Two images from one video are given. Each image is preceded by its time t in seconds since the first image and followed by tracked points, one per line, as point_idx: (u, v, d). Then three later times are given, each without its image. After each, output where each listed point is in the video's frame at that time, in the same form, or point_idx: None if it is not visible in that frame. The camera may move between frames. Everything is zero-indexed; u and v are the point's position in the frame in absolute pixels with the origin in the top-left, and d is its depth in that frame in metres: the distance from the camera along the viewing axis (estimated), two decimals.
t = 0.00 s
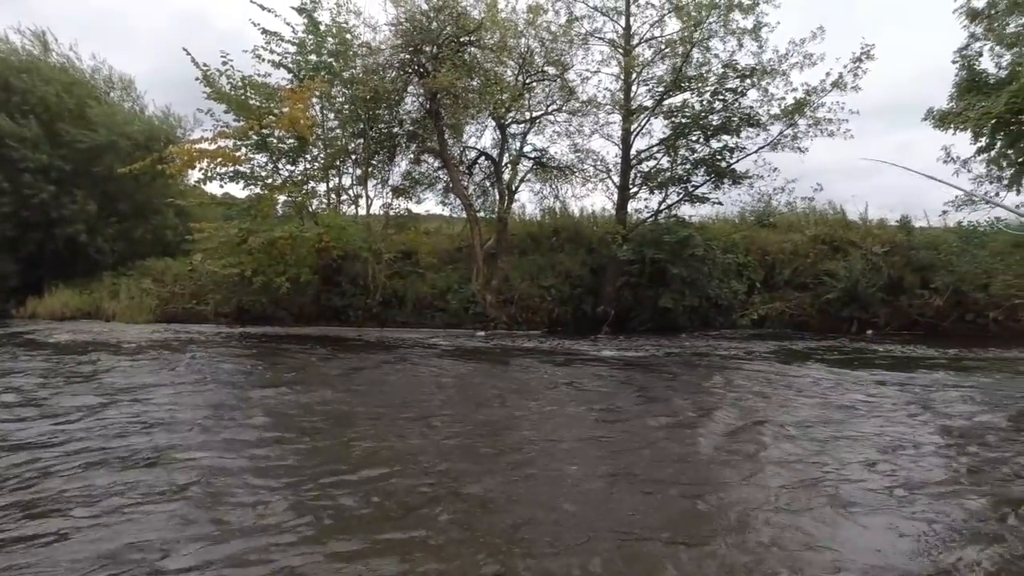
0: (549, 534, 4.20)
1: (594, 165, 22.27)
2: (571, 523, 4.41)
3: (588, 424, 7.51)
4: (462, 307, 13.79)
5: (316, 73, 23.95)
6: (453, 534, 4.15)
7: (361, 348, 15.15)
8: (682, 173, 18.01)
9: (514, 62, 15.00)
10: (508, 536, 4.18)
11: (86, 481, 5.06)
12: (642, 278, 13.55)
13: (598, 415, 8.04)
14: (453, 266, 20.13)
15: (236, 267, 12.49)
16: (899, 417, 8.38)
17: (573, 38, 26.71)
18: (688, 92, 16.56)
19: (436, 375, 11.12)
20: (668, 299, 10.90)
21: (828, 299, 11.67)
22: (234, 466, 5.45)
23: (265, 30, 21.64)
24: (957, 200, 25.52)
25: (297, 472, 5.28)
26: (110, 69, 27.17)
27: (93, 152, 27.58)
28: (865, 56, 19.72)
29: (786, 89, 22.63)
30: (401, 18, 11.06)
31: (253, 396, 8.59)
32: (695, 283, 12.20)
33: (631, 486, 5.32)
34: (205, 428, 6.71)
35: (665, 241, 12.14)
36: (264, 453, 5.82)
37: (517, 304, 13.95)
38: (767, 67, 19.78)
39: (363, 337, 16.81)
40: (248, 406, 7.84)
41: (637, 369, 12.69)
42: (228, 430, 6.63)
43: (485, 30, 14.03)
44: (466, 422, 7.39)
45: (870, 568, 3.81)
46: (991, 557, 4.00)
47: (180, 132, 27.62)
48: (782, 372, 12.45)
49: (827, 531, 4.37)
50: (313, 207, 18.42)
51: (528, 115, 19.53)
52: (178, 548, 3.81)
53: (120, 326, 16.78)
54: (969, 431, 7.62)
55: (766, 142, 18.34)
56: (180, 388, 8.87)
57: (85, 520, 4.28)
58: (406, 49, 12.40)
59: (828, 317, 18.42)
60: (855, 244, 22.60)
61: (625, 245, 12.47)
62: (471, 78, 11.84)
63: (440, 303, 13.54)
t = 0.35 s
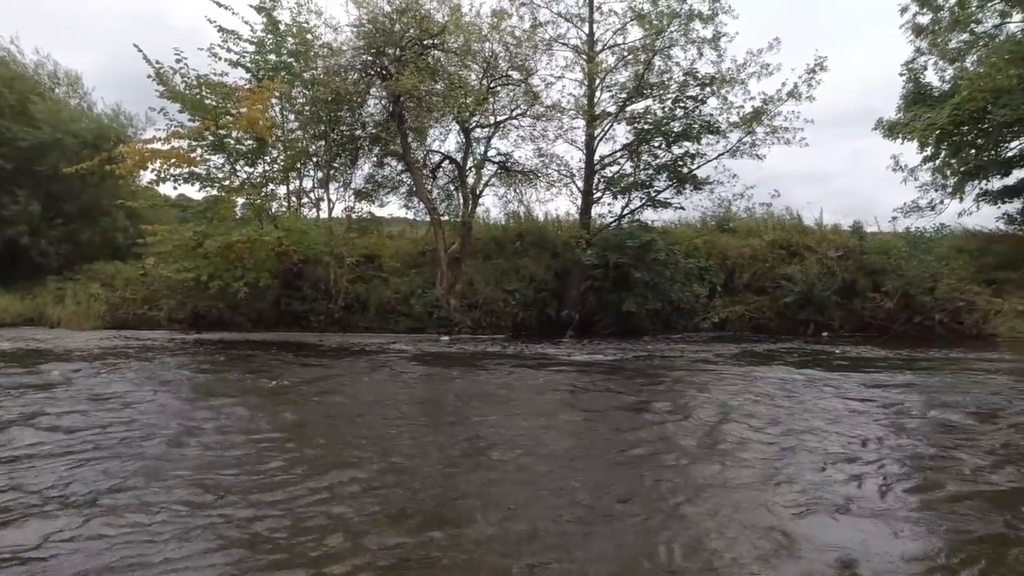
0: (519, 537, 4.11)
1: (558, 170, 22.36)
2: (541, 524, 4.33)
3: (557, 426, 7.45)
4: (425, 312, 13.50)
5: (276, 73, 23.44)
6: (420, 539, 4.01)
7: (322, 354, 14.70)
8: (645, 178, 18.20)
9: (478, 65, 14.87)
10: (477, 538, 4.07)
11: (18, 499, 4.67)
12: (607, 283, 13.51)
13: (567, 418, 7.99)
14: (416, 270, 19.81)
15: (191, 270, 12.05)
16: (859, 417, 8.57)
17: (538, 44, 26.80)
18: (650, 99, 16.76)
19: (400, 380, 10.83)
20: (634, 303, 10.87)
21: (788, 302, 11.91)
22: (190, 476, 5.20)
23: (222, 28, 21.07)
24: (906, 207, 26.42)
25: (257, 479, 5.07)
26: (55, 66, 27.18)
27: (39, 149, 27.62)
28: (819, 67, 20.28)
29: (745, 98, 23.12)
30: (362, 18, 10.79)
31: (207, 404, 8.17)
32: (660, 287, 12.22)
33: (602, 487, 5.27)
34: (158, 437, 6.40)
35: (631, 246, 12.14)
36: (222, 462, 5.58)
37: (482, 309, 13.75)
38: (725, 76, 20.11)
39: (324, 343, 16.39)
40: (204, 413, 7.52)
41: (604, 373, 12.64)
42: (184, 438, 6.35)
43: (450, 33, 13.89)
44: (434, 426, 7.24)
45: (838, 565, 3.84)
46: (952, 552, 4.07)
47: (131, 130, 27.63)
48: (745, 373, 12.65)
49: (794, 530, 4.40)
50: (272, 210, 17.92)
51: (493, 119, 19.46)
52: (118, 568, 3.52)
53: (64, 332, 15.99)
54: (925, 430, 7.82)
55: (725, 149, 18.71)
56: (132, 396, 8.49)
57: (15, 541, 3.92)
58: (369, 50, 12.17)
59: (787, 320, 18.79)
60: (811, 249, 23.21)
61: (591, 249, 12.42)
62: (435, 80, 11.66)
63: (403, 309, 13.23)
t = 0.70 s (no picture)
0: (513, 546, 4.05)
1: (535, 173, 22.39)
2: (535, 530, 4.28)
3: (543, 429, 7.40)
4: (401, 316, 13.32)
5: (248, 74, 23.08)
6: (413, 551, 3.93)
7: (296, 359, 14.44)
8: (621, 182, 18.29)
9: (455, 68, 14.66)
10: (470, 549, 4.00)
11: None
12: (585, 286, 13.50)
13: (551, 421, 7.95)
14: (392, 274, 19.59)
15: (161, 273, 11.74)
16: (837, 417, 8.70)
17: (515, 48, 26.80)
18: (625, 103, 16.74)
19: (377, 384, 10.68)
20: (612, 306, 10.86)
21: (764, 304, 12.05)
22: (174, 489, 5.06)
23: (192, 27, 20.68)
24: (875, 211, 26.90)
25: (243, 489, 4.93)
26: (16, 63, 27.15)
27: None
28: (790, 73, 20.52)
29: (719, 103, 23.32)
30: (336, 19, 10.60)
31: (179, 411, 7.96)
32: (637, 290, 12.25)
33: (587, 490, 5.26)
34: (134, 448, 6.23)
35: (608, 249, 12.14)
36: (205, 474, 5.43)
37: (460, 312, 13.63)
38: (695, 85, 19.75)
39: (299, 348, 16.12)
40: (183, 421, 7.34)
41: (583, 376, 12.64)
42: (163, 449, 6.19)
43: (426, 35, 13.76)
44: (419, 430, 7.14)
45: (831, 568, 3.85)
46: (940, 553, 4.12)
47: (95, 129, 27.65)
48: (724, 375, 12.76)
49: (785, 531, 4.43)
50: (244, 212, 17.59)
51: (469, 122, 19.39)
52: None
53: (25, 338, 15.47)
54: (901, 429, 7.97)
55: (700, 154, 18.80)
56: (107, 403, 8.26)
57: None
58: (344, 51, 12.00)
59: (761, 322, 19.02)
60: (783, 252, 23.59)
61: (569, 252, 12.40)
62: (411, 82, 11.53)
63: (379, 312, 13.04)
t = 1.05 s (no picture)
0: (500, 549, 4.00)
1: (519, 175, 22.37)
2: (522, 533, 4.24)
3: (529, 432, 7.38)
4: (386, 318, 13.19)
5: (230, 74, 22.79)
6: (399, 555, 3.87)
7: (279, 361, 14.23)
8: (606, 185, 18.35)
9: (442, 70, 14.50)
10: (457, 552, 3.94)
11: None
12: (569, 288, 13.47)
13: (538, 423, 7.91)
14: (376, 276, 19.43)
15: (142, 274, 11.53)
16: (820, 418, 8.75)
17: (501, 51, 26.81)
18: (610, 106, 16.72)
19: (363, 386, 10.57)
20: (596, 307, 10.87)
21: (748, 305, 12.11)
22: (159, 489, 4.97)
23: (173, 25, 20.40)
24: (856, 213, 27.09)
25: (231, 493, 4.88)
26: None
27: None
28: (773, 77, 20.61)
29: (704, 107, 23.42)
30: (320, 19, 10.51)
31: (161, 413, 7.81)
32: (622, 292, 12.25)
33: (576, 490, 5.24)
34: (115, 450, 6.10)
35: (593, 251, 12.15)
36: (187, 476, 5.32)
37: (444, 314, 13.51)
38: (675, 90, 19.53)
39: (281, 350, 15.92)
40: (165, 424, 7.20)
41: (569, 378, 12.61)
42: (145, 452, 6.07)
43: (411, 36, 13.68)
44: (405, 432, 7.06)
45: (816, 562, 3.89)
46: (926, 551, 4.13)
47: (73, 128, 27.40)
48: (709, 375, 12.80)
49: (772, 529, 4.43)
50: (226, 212, 17.34)
51: (454, 124, 19.35)
52: None
53: None
54: (885, 429, 8.02)
55: (684, 156, 18.81)
56: (86, 405, 8.09)
57: None
58: (328, 52, 11.89)
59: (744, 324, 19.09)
60: (766, 254, 23.80)
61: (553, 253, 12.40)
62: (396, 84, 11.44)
63: (364, 314, 12.91)
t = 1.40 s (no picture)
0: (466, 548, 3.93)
1: (489, 175, 22.25)
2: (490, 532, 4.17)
3: (498, 432, 7.34)
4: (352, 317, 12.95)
5: (191, 66, 22.09)
6: (361, 556, 3.76)
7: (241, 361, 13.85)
8: (575, 186, 18.37)
9: (411, 69, 14.16)
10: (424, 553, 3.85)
11: None
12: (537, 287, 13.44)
13: (509, 424, 7.84)
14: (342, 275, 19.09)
15: (96, 272, 11.07)
16: (783, 417, 8.94)
17: (471, 49, 26.65)
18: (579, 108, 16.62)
19: (329, 387, 10.37)
20: (564, 307, 10.87)
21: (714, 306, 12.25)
22: (113, 502, 4.79)
23: (131, 14, 19.66)
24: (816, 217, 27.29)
25: (190, 503, 4.73)
26: None
27: None
28: (739, 84, 20.78)
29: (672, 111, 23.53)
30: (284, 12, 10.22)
31: (117, 419, 7.52)
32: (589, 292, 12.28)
33: (544, 490, 5.23)
34: (66, 459, 5.84)
35: (561, 251, 12.13)
36: (145, 487, 5.14)
37: (412, 314, 13.35)
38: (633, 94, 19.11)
39: (244, 351, 15.51)
40: (121, 430, 6.94)
41: (537, 378, 12.61)
42: (99, 462, 5.82)
43: (379, 32, 13.43)
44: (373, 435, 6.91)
45: (778, 556, 3.97)
46: (883, 544, 4.20)
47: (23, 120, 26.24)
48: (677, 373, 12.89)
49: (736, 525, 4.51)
50: (185, 209, 16.78)
51: (423, 122, 19.11)
52: None
53: None
54: (849, 429, 8.15)
55: (651, 159, 18.85)
56: (36, 411, 7.74)
57: None
58: (293, 45, 11.57)
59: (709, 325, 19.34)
60: (730, 256, 24.26)
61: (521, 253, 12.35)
62: (363, 80, 11.21)
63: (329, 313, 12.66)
